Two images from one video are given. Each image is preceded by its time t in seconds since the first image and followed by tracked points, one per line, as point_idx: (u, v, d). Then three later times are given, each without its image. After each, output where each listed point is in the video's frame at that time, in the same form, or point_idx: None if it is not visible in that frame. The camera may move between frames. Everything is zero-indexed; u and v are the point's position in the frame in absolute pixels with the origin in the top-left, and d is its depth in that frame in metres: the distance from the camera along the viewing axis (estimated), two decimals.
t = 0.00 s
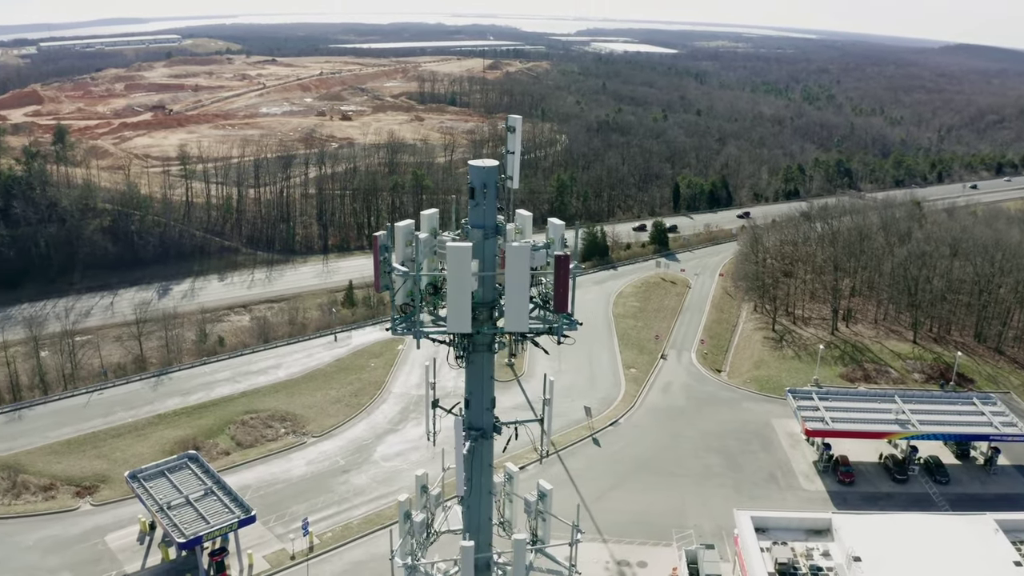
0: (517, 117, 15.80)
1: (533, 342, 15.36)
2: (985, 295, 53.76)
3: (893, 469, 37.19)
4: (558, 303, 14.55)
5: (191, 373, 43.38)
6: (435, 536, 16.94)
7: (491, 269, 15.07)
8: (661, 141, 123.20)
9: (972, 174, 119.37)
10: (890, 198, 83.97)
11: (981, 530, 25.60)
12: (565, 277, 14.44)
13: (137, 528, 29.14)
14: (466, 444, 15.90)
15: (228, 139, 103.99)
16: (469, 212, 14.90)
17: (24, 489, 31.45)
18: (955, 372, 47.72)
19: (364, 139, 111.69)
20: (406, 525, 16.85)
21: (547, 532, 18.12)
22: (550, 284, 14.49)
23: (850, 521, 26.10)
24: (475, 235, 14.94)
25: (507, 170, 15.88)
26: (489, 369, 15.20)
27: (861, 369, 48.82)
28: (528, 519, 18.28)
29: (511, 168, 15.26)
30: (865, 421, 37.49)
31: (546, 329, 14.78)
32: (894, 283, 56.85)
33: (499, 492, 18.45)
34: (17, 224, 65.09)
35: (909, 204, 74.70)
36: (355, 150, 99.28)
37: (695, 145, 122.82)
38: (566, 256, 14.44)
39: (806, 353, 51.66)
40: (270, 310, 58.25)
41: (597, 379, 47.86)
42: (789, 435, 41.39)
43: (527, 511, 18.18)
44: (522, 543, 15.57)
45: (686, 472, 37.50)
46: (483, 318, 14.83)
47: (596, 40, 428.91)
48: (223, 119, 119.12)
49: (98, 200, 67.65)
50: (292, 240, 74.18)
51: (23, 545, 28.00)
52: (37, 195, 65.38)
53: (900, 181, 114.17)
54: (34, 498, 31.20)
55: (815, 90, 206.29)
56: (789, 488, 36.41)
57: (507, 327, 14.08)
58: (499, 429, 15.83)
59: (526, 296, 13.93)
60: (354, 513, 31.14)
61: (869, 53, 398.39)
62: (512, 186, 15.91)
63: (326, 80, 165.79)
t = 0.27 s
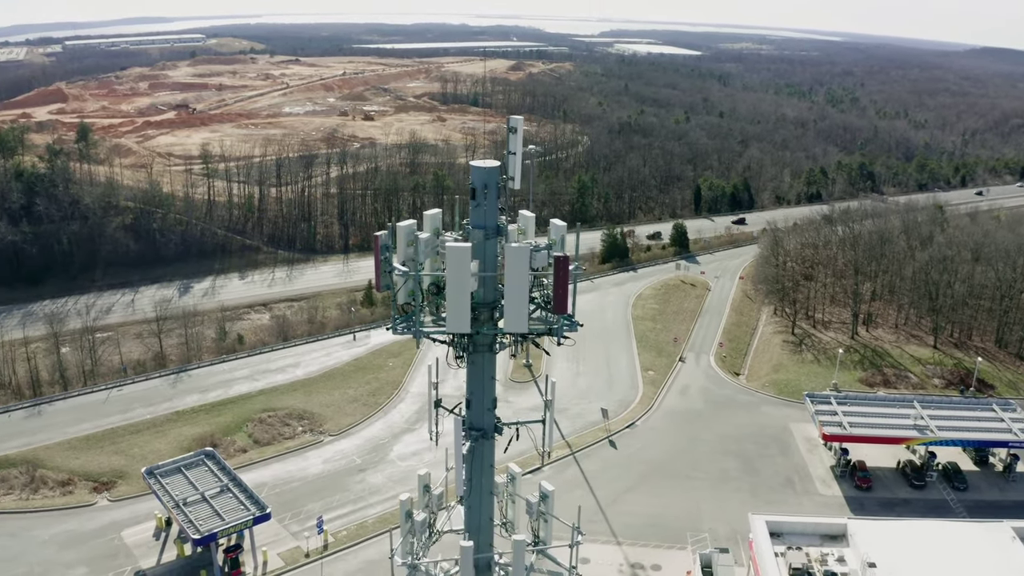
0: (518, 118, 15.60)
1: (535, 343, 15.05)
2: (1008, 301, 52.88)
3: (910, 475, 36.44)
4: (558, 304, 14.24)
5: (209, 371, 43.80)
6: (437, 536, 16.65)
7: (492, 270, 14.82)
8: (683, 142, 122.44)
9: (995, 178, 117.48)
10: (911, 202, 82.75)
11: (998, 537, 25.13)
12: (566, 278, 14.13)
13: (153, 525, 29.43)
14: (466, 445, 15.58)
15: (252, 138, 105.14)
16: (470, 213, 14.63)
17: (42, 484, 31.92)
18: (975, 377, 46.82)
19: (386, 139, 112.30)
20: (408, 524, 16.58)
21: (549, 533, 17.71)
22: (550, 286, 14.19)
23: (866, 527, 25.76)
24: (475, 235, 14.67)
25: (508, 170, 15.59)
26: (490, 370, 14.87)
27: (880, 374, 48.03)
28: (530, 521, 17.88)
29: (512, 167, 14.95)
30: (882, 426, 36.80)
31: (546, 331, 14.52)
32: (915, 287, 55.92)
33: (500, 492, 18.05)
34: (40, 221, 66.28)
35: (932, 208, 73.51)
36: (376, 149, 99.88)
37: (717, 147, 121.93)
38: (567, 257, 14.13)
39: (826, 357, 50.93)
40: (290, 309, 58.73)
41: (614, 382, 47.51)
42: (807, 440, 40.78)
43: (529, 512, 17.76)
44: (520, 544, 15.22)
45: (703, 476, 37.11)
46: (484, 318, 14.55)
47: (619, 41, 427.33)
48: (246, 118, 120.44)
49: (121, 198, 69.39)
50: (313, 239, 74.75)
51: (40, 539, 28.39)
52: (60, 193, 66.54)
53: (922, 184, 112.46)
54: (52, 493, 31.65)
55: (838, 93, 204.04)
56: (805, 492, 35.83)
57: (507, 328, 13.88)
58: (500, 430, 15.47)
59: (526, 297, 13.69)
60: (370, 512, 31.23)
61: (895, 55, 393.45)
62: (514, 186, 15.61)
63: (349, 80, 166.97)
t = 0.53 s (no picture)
0: (520, 122, 15.51)
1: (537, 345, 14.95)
2: None
3: (929, 482, 35.79)
4: (558, 306, 14.11)
5: (228, 369, 44.18)
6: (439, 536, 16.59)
7: (493, 272, 14.67)
8: (705, 145, 121.55)
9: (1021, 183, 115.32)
10: (935, 207, 81.42)
11: (1015, 546, 24.78)
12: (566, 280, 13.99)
13: (169, 521, 29.70)
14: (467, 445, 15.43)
15: (275, 138, 106.13)
16: (471, 214, 14.39)
17: (60, 480, 32.28)
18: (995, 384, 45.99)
19: (408, 139, 112.79)
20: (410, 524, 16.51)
21: (551, 536, 17.50)
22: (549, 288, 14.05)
23: (882, 533, 25.36)
24: (476, 237, 14.49)
25: (510, 172, 15.35)
26: (492, 371, 14.70)
27: (900, 379, 47.26)
28: (532, 523, 17.70)
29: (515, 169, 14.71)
30: (901, 432, 36.13)
31: (546, 332, 14.37)
32: (936, 292, 55.07)
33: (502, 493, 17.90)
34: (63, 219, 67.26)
35: (954, 213, 72.39)
36: (398, 150, 100.39)
37: (739, 150, 120.90)
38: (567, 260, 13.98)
39: (845, 361, 50.26)
40: (309, 308, 59.13)
41: (631, 385, 47.16)
42: (824, 445, 40.17)
43: (531, 514, 17.59)
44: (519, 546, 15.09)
45: (719, 479, 36.69)
46: (485, 320, 14.43)
47: (642, 43, 425.48)
48: (270, 118, 121.59)
49: (144, 196, 70.35)
50: (334, 239, 75.26)
51: (58, 534, 28.71)
52: (83, 191, 67.60)
53: (946, 189, 110.63)
54: (70, 488, 32.02)
55: (863, 96, 201.56)
56: (822, 498, 35.31)
57: (508, 330, 13.77)
58: (502, 431, 15.34)
59: (524, 298, 13.58)
60: (385, 512, 31.29)
61: (922, 58, 387.82)
62: (516, 188, 15.34)
63: (372, 81, 167.92)
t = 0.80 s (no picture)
0: (521, 123, 15.23)
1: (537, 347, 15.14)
2: None
3: (946, 487, 35.13)
4: (557, 308, 14.32)
5: (248, 367, 44.56)
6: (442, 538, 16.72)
7: (493, 273, 14.83)
8: (727, 147, 120.50)
9: None
10: (957, 211, 79.97)
11: None
12: (564, 282, 14.22)
13: (185, 517, 29.98)
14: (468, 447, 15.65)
15: (298, 138, 107.00)
16: (472, 216, 14.57)
17: (78, 475, 32.72)
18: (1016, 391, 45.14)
19: (430, 140, 113.07)
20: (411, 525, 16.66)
21: (552, 538, 17.54)
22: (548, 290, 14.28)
23: (898, 540, 24.69)
24: (477, 239, 14.70)
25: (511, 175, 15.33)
26: (492, 372, 14.86)
27: (920, 385, 46.52)
28: (534, 524, 17.77)
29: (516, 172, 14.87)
30: (919, 437, 35.42)
31: (545, 335, 14.52)
32: (957, 297, 54.11)
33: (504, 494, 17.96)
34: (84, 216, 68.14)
35: (977, 217, 71.14)
36: (419, 150, 100.78)
37: (761, 152, 119.72)
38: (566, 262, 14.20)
39: (865, 366, 49.47)
40: (329, 307, 59.45)
41: (649, 387, 46.80)
42: (842, 450, 39.57)
43: (532, 516, 17.63)
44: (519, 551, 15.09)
45: (735, 483, 36.27)
46: (485, 322, 14.60)
47: (665, 45, 423.04)
48: (293, 118, 122.59)
49: (166, 195, 71.19)
50: (354, 238, 75.61)
51: (75, 529, 29.06)
52: (106, 189, 68.61)
53: (970, 193, 108.64)
54: (88, 484, 32.41)
55: (887, 99, 198.84)
56: (839, 503, 34.79)
57: (507, 331, 13.99)
58: (502, 433, 15.48)
59: (524, 299, 13.79)
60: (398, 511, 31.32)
61: (949, 61, 382.27)
62: (516, 191, 15.23)
63: (395, 81, 168.65)
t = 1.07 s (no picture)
0: (523, 124, 15.33)
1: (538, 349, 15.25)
2: None
3: (963, 493, 34.49)
4: (557, 310, 14.38)
5: (266, 364, 44.90)
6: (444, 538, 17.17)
7: (494, 275, 14.96)
8: (750, 149, 119.32)
9: None
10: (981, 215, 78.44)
11: None
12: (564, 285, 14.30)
13: (201, 513, 30.24)
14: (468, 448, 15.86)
15: (320, 136, 107.74)
16: (473, 218, 14.75)
17: (96, 470, 33.14)
18: None
19: (451, 139, 113.30)
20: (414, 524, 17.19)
21: (554, 539, 17.71)
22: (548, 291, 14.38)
23: (914, 545, 23.91)
24: (478, 240, 14.85)
25: (512, 176, 15.50)
26: (493, 374, 15.09)
27: (939, 390, 45.72)
28: (535, 526, 18.01)
29: (517, 175, 15.02)
30: (936, 443, 34.75)
31: (545, 337, 14.70)
32: (979, 301, 53.13)
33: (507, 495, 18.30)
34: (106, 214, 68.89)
35: (1002, 220, 69.83)
36: (440, 150, 101.09)
37: (784, 154, 118.45)
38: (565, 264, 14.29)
39: (884, 370, 48.70)
40: (348, 306, 59.74)
41: (666, 389, 46.41)
42: (860, 454, 39.03)
43: (534, 517, 17.90)
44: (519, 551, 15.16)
45: (751, 486, 35.86)
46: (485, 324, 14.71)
47: (689, 46, 420.18)
48: (315, 116, 123.45)
49: (188, 192, 71.98)
50: (374, 236, 75.95)
51: (92, 523, 29.40)
52: (128, 185, 69.56)
53: (993, 197, 106.59)
54: (105, 479, 32.78)
55: (912, 101, 195.92)
56: (856, 507, 34.28)
57: (506, 333, 14.10)
58: (503, 434, 15.66)
59: (523, 301, 13.89)
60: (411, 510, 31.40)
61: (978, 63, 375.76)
62: (518, 192, 15.47)
63: (417, 80, 169.20)
